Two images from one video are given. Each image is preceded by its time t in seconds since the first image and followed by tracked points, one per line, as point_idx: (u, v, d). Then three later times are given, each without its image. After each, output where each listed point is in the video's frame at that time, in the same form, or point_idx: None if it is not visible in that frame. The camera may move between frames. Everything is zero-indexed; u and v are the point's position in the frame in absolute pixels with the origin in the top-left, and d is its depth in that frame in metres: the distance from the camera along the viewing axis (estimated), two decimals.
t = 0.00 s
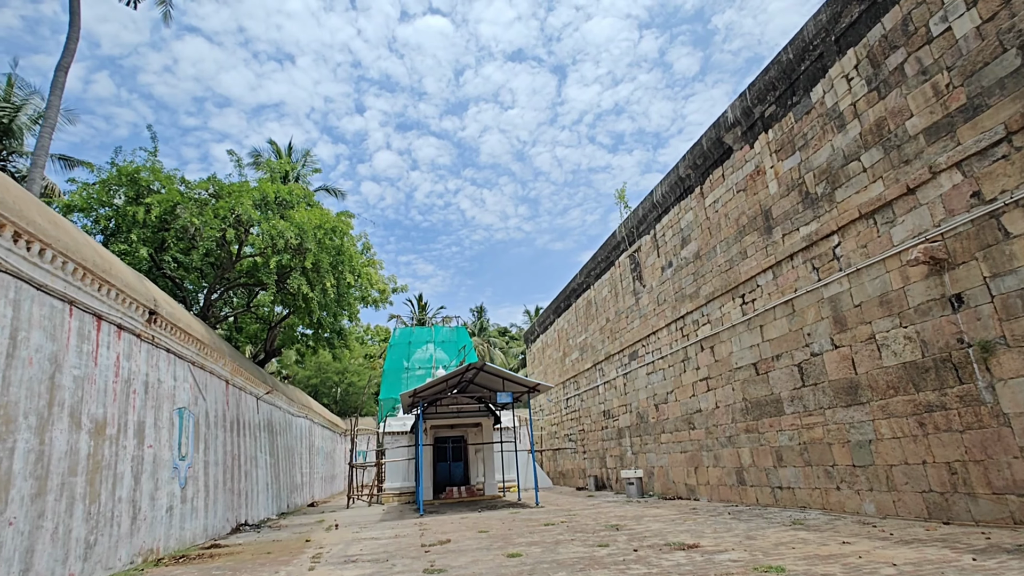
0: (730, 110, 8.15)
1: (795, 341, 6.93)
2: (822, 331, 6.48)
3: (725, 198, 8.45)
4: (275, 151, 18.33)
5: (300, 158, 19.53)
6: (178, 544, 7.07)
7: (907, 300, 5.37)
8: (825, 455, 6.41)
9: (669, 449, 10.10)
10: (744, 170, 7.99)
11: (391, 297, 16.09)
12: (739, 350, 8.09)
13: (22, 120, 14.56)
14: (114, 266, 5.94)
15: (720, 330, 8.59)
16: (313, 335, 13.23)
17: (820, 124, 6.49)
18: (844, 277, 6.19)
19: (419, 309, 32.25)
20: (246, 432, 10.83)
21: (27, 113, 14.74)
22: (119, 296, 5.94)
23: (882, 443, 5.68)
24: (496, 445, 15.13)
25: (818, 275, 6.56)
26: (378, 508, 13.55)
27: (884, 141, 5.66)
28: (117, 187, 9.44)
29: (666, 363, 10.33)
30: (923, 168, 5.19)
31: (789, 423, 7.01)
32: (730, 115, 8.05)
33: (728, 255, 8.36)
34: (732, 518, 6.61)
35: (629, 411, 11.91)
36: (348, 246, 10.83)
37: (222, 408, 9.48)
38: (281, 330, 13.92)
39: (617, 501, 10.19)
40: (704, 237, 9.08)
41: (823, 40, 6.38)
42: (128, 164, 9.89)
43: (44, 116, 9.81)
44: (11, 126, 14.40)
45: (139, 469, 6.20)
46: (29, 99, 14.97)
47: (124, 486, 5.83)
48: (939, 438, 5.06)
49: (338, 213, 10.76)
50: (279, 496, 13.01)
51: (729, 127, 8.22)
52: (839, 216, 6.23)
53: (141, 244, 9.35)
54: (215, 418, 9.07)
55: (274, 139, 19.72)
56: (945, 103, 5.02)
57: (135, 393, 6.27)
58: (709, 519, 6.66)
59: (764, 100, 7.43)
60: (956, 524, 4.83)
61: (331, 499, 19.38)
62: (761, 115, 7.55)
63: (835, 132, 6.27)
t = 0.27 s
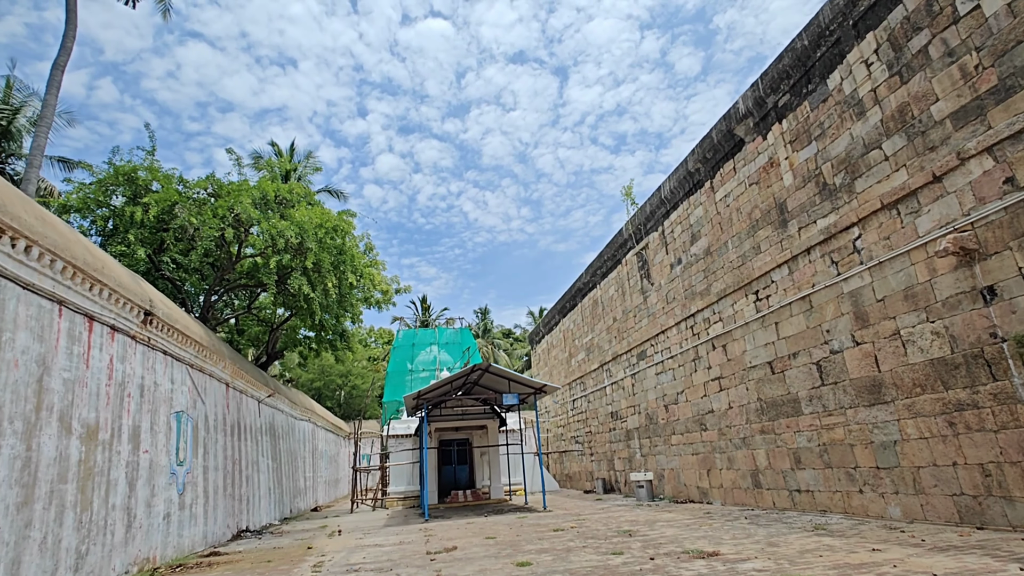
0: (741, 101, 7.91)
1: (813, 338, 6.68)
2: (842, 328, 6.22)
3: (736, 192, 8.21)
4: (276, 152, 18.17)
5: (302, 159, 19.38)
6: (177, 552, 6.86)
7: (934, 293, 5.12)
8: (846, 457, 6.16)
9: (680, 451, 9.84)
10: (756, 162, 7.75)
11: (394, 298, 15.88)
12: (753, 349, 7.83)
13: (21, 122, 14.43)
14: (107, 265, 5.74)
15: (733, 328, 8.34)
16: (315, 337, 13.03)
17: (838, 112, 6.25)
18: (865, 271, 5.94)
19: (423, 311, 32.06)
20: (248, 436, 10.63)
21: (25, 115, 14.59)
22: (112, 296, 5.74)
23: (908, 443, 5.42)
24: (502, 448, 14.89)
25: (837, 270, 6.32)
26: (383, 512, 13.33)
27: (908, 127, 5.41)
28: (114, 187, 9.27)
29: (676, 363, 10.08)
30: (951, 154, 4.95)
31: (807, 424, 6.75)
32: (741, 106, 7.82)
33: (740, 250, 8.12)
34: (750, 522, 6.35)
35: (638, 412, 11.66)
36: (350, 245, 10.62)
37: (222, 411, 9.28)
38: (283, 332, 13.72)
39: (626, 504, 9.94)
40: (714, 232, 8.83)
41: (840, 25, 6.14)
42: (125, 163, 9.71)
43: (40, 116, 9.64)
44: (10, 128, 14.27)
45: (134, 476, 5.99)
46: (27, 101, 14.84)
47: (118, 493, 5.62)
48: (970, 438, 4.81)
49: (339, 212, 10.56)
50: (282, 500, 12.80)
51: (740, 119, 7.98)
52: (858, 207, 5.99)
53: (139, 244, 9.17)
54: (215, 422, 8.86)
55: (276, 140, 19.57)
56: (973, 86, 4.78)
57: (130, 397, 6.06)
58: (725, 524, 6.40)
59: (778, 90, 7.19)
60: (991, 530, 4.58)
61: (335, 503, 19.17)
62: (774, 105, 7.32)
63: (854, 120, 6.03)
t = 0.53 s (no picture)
0: (754, 88, 7.69)
1: (832, 330, 6.45)
2: (863, 319, 6.00)
3: (749, 181, 7.98)
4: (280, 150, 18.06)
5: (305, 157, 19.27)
6: (179, 553, 6.71)
7: (963, 280, 4.90)
8: (869, 452, 5.93)
9: (692, 448, 9.62)
10: (770, 150, 7.53)
11: (399, 296, 15.72)
12: (768, 342, 7.61)
13: (24, 121, 14.35)
14: (104, 259, 5.59)
15: (746, 322, 8.11)
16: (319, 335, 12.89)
17: (857, 95, 6.03)
18: (887, 259, 5.71)
19: (428, 310, 31.91)
20: (252, 436, 10.49)
21: (28, 114, 14.51)
22: (109, 291, 5.59)
23: (935, 438, 5.20)
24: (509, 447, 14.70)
25: (858, 258, 6.09)
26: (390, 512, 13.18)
27: (932, 108, 5.19)
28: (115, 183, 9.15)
29: (687, 358, 9.86)
30: (980, 134, 4.72)
31: (826, 419, 6.53)
32: (754, 92, 7.59)
33: (754, 241, 7.89)
34: (768, 521, 6.14)
35: (648, 409, 11.44)
36: (354, 241, 10.47)
37: (226, 410, 9.14)
38: (288, 330, 13.59)
39: (637, 503, 9.73)
40: (726, 224, 8.61)
41: (859, 4, 5.92)
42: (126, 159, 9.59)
43: (40, 112, 9.53)
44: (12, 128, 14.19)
45: (134, 475, 5.84)
46: (30, 100, 14.76)
47: (117, 493, 5.47)
48: (1003, 431, 4.58)
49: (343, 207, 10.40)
50: (287, 501, 12.67)
51: (752, 106, 7.76)
52: (880, 193, 5.76)
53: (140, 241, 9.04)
54: (218, 421, 8.72)
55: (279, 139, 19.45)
56: (1003, 61, 4.55)
57: (129, 394, 5.91)
58: (743, 522, 6.18)
59: (792, 74, 6.97)
60: None
61: (341, 503, 19.06)
62: (788, 91, 7.09)
63: (874, 102, 5.81)
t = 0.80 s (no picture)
0: (766, 75, 7.47)
1: (850, 324, 6.24)
2: (883, 311, 5.79)
3: (761, 172, 7.77)
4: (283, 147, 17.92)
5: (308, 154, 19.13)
6: (181, 556, 6.58)
7: (992, 270, 4.69)
8: (890, 449, 5.73)
9: (703, 446, 9.42)
10: (783, 139, 7.31)
11: (403, 293, 15.57)
12: (783, 337, 7.40)
13: (25, 120, 14.23)
14: (101, 255, 5.46)
15: (759, 316, 7.91)
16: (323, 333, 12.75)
17: (876, 79, 5.81)
18: (909, 249, 5.50)
19: (433, 307, 31.77)
20: (256, 435, 10.35)
21: (29, 113, 14.40)
22: (107, 287, 5.45)
23: (962, 434, 4.99)
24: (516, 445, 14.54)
25: (877, 249, 5.88)
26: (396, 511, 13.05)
27: (957, 90, 4.98)
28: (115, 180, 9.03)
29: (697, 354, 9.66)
30: (1009, 116, 4.52)
31: (845, 415, 6.32)
32: (766, 79, 7.38)
33: (766, 233, 7.68)
34: (786, 521, 5.94)
35: (657, 406, 11.24)
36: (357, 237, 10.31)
37: (229, 409, 9.00)
38: (292, 329, 13.47)
39: (648, 502, 9.54)
40: (737, 216, 8.40)
41: None
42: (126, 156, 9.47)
43: (39, 109, 9.41)
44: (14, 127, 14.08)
45: (134, 476, 5.70)
46: (31, 99, 14.64)
47: (117, 494, 5.34)
48: None
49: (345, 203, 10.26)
50: (293, 500, 12.55)
51: (765, 93, 7.54)
52: (901, 180, 5.55)
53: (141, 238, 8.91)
54: (222, 420, 8.59)
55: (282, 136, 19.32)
56: None
57: (129, 393, 5.77)
58: (759, 522, 6.00)
59: (807, 59, 6.76)
60: None
61: (347, 502, 18.94)
62: (803, 77, 6.88)
63: (895, 86, 5.60)
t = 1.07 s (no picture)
0: (778, 63, 7.27)
1: (868, 317, 6.03)
2: (904, 304, 5.58)
3: (774, 163, 7.57)
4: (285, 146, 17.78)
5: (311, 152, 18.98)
6: (180, 558, 6.41)
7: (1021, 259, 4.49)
8: (912, 448, 5.52)
9: (714, 445, 9.21)
10: (797, 129, 7.10)
11: (406, 292, 15.41)
12: (797, 332, 7.19)
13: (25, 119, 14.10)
14: (95, 248, 5.29)
15: (772, 311, 7.70)
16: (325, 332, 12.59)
17: (896, 64, 5.61)
18: (932, 239, 5.29)
19: (437, 307, 31.62)
20: (258, 435, 10.19)
21: (30, 112, 14.28)
22: (101, 281, 5.29)
23: (990, 432, 4.78)
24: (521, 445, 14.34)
25: (898, 239, 5.66)
26: (400, 513, 12.88)
27: (984, 71, 4.77)
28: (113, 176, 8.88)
29: (707, 351, 9.45)
30: None
31: (864, 412, 6.10)
32: (779, 68, 7.18)
33: (779, 226, 7.48)
34: (802, 522, 5.75)
35: (665, 405, 11.04)
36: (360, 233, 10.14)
37: (230, 408, 8.83)
38: (294, 328, 13.32)
39: (656, 503, 9.34)
40: (748, 209, 8.19)
41: None
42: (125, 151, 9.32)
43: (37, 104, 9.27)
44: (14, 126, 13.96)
45: (131, 476, 5.53)
46: (32, 98, 14.52)
47: (113, 496, 5.17)
48: None
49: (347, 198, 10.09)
50: (295, 501, 12.40)
51: (777, 82, 7.34)
52: (923, 168, 5.34)
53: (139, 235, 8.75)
54: (222, 420, 8.42)
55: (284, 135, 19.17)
56: None
57: (125, 392, 5.60)
58: (775, 523, 5.79)
59: (821, 46, 6.55)
60: None
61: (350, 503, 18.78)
62: (817, 64, 6.68)
63: (916, 70, 5.39)
